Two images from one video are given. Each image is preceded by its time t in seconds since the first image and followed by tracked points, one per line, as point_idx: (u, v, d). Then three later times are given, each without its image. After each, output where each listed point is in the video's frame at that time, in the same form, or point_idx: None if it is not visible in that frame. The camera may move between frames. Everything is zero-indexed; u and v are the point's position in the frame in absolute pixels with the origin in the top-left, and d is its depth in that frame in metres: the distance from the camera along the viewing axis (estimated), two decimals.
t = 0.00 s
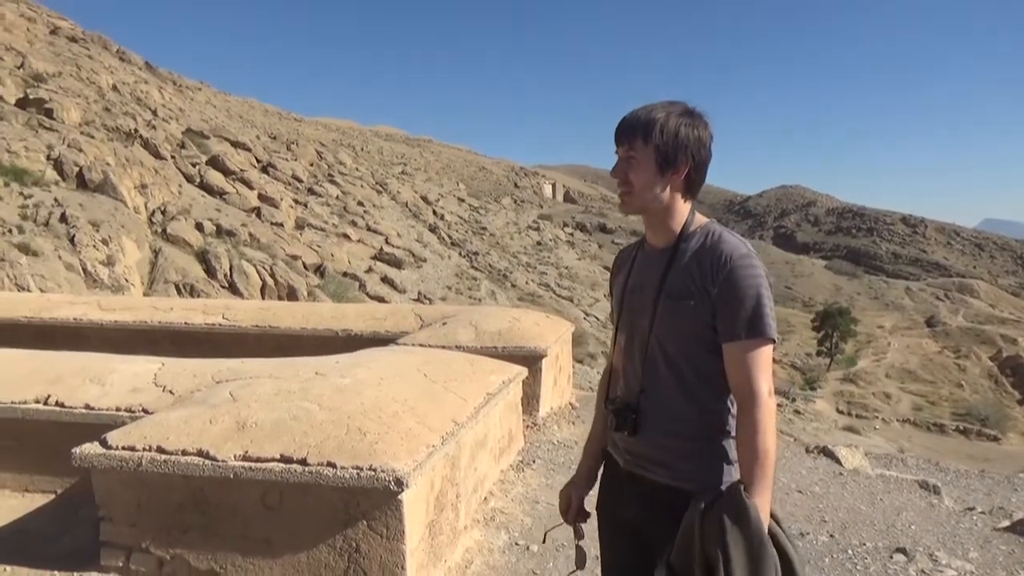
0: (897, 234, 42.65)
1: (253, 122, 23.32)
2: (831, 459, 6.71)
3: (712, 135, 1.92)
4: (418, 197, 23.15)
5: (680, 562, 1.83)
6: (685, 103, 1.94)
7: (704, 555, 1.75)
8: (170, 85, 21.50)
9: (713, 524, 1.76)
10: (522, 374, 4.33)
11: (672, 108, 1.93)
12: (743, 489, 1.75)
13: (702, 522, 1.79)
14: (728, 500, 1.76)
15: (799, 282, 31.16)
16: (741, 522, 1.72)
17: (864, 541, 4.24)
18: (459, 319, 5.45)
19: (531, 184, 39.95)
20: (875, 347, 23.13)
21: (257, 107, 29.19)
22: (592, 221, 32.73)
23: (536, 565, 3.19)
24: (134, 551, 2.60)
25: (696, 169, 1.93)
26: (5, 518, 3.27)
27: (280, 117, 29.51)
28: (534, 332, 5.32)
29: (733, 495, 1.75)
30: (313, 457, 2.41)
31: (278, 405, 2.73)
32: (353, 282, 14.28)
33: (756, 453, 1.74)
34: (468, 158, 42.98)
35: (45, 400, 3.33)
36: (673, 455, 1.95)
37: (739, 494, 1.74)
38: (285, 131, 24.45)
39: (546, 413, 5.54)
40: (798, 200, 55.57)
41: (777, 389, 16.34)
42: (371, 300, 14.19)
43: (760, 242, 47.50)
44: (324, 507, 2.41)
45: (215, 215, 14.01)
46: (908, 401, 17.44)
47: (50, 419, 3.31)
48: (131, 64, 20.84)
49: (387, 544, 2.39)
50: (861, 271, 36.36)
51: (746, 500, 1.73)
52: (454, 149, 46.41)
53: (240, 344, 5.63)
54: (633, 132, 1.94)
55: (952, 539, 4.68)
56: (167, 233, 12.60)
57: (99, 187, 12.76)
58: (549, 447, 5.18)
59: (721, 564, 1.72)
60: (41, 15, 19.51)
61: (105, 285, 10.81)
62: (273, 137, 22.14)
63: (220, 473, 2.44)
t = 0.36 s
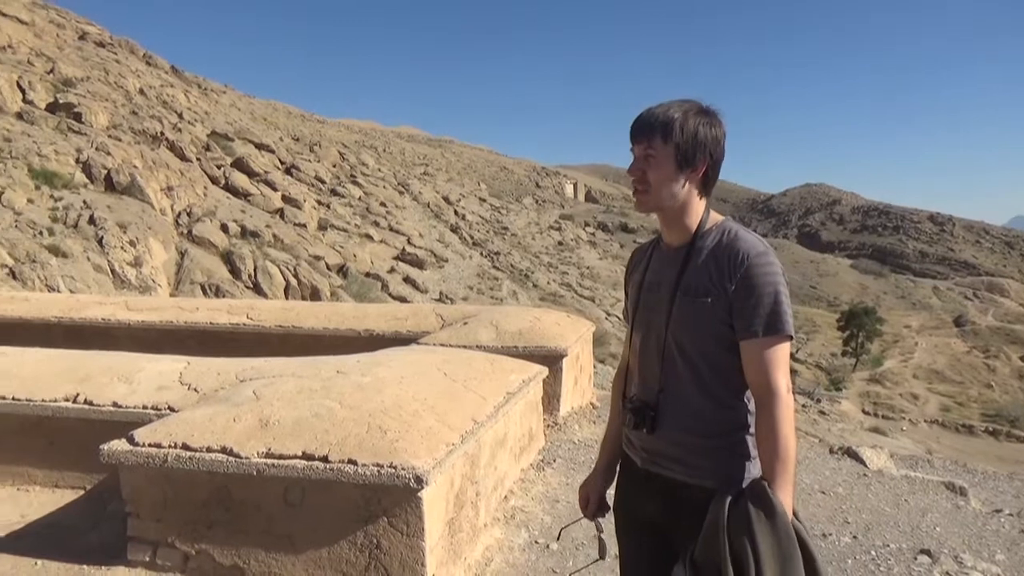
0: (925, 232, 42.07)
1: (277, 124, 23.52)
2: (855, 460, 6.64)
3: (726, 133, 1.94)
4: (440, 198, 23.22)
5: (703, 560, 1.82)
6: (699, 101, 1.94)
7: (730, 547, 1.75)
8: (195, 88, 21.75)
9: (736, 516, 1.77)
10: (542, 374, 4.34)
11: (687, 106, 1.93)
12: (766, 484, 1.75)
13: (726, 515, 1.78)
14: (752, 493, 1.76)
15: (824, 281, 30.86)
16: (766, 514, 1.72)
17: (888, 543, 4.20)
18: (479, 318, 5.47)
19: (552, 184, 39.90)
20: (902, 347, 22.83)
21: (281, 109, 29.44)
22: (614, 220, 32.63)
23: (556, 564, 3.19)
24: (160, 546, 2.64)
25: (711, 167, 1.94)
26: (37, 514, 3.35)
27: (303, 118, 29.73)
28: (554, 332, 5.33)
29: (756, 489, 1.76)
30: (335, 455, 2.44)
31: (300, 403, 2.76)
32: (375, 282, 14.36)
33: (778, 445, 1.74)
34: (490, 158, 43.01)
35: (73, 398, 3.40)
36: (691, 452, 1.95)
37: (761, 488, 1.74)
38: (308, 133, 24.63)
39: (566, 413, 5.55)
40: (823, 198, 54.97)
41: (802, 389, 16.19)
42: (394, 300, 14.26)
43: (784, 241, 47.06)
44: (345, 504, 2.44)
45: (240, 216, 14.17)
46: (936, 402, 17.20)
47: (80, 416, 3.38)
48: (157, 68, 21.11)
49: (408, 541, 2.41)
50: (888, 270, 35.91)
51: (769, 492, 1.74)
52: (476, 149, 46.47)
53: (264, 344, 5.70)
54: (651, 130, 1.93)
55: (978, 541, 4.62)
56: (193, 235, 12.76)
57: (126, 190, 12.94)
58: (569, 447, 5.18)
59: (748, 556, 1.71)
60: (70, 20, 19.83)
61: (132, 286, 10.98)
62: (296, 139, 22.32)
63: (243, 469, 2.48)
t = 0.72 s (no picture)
0: (938, 229, 41.79)
1: (289, 123, 23.62)
2: (867, 457, 6.63)
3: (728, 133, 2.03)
4: (451, 195, 23.26)
5: (725, 554, 1.77)
6: (707, 104, 1.99)
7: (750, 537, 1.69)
8: (207, 87, 21.87)
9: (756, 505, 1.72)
10: (553, 370, 4.37)
11: (704, 109, 1.96)
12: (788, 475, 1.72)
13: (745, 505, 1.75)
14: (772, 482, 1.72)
15: (836, 278, 30.72)
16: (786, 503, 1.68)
17: (899, 539, 4.20)
18: (490, 315, 5.50)
19: (563, 181, 39.89)
20: (915, 344, 22.72)
21: (293, 107, 29.57)
22: (625, 217, 32.61)
23: (567, 560, 3.21)
24: (176, 539, 2.68)
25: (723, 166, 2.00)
26: (55, 507, 3.40)
27: (315, 117, 29.84)
28: (566, 328, 5.35)
29: (776, 479, 1.73)
30: (348, 449, 2.47)
31: (313, 398, 2.80)
32: (387, 280, 14.41)
33: (796, 438, 1.73)
34: (501, 155, 43.04)
35: (91, 393, 3.45)
36: (708, 447, 1.94)
37: (782, 479, 1.71)
38: (320, 131, 24.74)
39: (577, 410, 5.56)
40: (836, 194, 54.64)
41: (814, 386, 16.15)
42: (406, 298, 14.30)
43: (796, 238, 46.86)
44: (358, 498, 2.47)
45: (252, 214, 14.26)
46: (950, 399, 17.12)
47: (97, 412, 3.43)
48: (170, 66, 21.25)
49: (420, 535, 2.44)
50: (902, 267, 35.71)
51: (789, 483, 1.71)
52: (487, 147, 46.50)
53: (278, 340, 5.74)
54: (685, 134, 1.92)
55: (990, 537, 4.62)
56: (206, 232, 12.85)
57: (140, 188, 13.05)
58: (580, 443, 5.20)
59: (768, 543, 1.65)
60: (84, 20, 19.98)
61: (146, 283, 11.07)
62: (308, 137, 22.43)
63: (258, 464, 2.51)
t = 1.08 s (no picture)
0: (928, 226, 41.96)
1: (280, 124, 23.58)
2: (860, 453, 6.66)
3: (728, 121, 1.92)
4: (443, 196, 23.26)
5: (736, 553, 1.76)
6: (695, 97, 1.92)
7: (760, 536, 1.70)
8: (198, 88, 21.82)
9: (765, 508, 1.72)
10: (549, 369, 4.39)
11: (686, 104, 1.91)
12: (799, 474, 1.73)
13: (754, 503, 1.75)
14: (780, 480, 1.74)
15: (828, 275, 30.83)
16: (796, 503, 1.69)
17: (893, 533, 4.23)
18: (485, 315, 5.51)
19: (555, 181, 39.92)
20: (906, 341, 22.82)
21: (284, 108, 29.51)
22: (617, 216, 32.66)
23: (565, 557, 3.22)
24: (176, 541, 2.69)
25: (722, 158, 1.92)
26: (54, 510, 3.40)
27: (306, 118, 29.80)
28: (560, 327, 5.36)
29: (784, 475, 1.74)
30: (348, 449, 2.49)
31: (312, 399, 2.81)
32: (379, 281, 14.39)
33: (802, 432, 1.72)
34: (492, 155, 43.05)
35: (88, 396, 3.46)
36: (716, 442, 1.90)
37: (789, 475, 1.72)
38: (312, 132, 24.70)
39: (572, 408, 5.58)
40: (826, 192, 54.80)
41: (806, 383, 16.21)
42: (398, 299, 14.28)
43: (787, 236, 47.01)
44: (358, 497, 2.49)
45: (244, 216, 14.24)
46: (941, 395, 17.20)
47: (95, 414, 3.43)
48: (160, 68, 21.20)
49: (420, 534, 2.45)
50: (892, 264, 35.87)
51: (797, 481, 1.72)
52: (479, 147, 46.50)
53: (273, 342, 5.74)
54: (657, 132, 1.90)
55: (983, 531, 4.65)
56: (198, 234, 12.83)
57: (131, 190, 13.01)
58: (576, 441, 5.21)
59: (781, 542, 1.66)
60: (73, 22, 19.92)
61: (137, 285, 11.04)
62: (299, 138, 22.39)
63: (258, 464, 2.52)
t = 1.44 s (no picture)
0: (924, 220, 42.04)
1: (275, 123, 23.53)
2: (862, 447, 6.68)
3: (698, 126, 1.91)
4: (440, 194, 23.25)
5: (709, 530, 1.75)
6: (669, 100, 1.90)
7: (732, 508, 1.69)
8: (193, 88, 21.76)
9: (738, 484, 1.70)
10: (552, 366, 4.39)
11: (659, 105, 1.89)
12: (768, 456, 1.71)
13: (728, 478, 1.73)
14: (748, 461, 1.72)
15: (824, 270, 30.87)
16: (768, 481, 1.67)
17: (897, 527, 4.24)
18: (486, 313, 5.51)
19: (551, 178, 39.91)
20: (903, 335, 22.87)
21: (279, 108, 29.46)
22: (614, 213, 32.67)
23: (572, 555, 3.23)
24: (185, 541, 2.69)
25: (691, 161, 1.90)
26: (61, 512, 3.40)
27: (302, 117, 29.74)
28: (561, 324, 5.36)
29: (753, 458, 1.72)
30: (356, 449, 2.49)
31: (319, 398, 2.81)
32: (377, 279, 14.38)
33: (771, 419, 1.72)
34: (488, 153, 43.03)
35: (94, 398, 3.46)
36: (688, 431, 1.86)
37: (759, 455, 1.70)
38: (308, 131, 24.67)
39: (575, 405, 5.57)
40: (822, 187, 54.89)
41: (805, 377, 16.24)
42: (397, 297, 14.27)
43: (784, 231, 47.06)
44: (367, 496, 2.49)
45: (241, 216, 14.22)
46: (939, 389, 17.25)
47: (100, 416, 3.43)
48: (154, 68, 21.15)
49: (429, 532, 2.45)
50: (889, 259, 35.94)
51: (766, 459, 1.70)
52: (474, 145, 46.47)
53: (274, 341, 5.73)
54: (632, 131, 1.87)
55: (986, 524, 4.66)
56: (195, 235, 12.82)
57: (128, 191, 12.97)
58: (579, 437, 5.21)
59: (751, 517, 1.65)
60: (67, 22, 19.86)
61: (135, 286, 11.03)
62: (295, 137, 22.35)
63: (267, 464, 2.52)
